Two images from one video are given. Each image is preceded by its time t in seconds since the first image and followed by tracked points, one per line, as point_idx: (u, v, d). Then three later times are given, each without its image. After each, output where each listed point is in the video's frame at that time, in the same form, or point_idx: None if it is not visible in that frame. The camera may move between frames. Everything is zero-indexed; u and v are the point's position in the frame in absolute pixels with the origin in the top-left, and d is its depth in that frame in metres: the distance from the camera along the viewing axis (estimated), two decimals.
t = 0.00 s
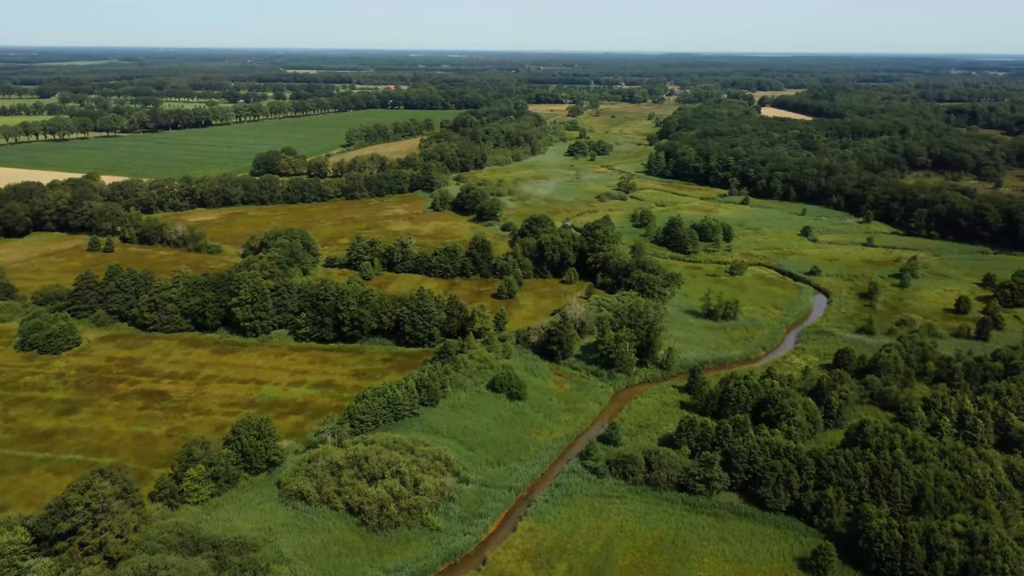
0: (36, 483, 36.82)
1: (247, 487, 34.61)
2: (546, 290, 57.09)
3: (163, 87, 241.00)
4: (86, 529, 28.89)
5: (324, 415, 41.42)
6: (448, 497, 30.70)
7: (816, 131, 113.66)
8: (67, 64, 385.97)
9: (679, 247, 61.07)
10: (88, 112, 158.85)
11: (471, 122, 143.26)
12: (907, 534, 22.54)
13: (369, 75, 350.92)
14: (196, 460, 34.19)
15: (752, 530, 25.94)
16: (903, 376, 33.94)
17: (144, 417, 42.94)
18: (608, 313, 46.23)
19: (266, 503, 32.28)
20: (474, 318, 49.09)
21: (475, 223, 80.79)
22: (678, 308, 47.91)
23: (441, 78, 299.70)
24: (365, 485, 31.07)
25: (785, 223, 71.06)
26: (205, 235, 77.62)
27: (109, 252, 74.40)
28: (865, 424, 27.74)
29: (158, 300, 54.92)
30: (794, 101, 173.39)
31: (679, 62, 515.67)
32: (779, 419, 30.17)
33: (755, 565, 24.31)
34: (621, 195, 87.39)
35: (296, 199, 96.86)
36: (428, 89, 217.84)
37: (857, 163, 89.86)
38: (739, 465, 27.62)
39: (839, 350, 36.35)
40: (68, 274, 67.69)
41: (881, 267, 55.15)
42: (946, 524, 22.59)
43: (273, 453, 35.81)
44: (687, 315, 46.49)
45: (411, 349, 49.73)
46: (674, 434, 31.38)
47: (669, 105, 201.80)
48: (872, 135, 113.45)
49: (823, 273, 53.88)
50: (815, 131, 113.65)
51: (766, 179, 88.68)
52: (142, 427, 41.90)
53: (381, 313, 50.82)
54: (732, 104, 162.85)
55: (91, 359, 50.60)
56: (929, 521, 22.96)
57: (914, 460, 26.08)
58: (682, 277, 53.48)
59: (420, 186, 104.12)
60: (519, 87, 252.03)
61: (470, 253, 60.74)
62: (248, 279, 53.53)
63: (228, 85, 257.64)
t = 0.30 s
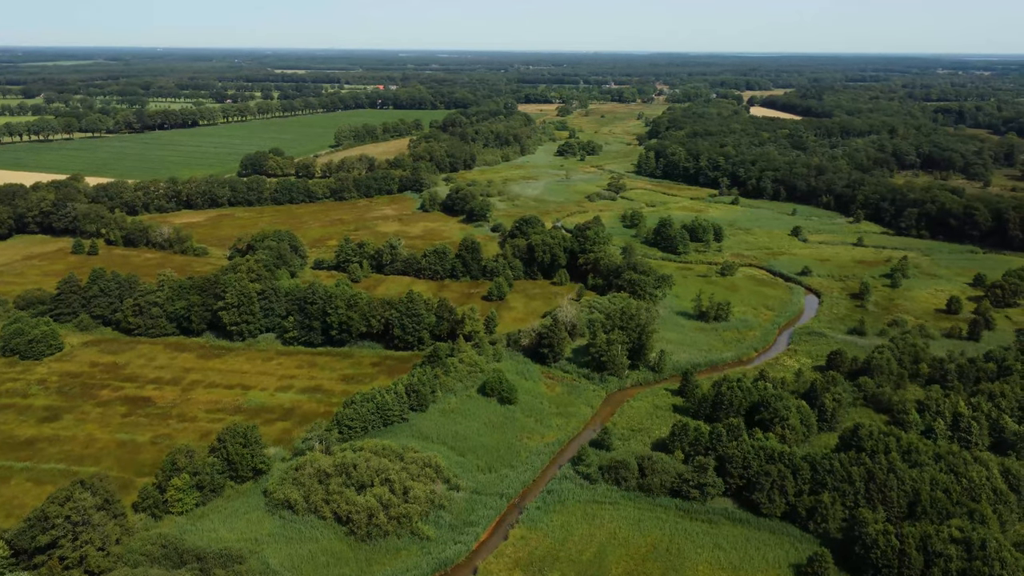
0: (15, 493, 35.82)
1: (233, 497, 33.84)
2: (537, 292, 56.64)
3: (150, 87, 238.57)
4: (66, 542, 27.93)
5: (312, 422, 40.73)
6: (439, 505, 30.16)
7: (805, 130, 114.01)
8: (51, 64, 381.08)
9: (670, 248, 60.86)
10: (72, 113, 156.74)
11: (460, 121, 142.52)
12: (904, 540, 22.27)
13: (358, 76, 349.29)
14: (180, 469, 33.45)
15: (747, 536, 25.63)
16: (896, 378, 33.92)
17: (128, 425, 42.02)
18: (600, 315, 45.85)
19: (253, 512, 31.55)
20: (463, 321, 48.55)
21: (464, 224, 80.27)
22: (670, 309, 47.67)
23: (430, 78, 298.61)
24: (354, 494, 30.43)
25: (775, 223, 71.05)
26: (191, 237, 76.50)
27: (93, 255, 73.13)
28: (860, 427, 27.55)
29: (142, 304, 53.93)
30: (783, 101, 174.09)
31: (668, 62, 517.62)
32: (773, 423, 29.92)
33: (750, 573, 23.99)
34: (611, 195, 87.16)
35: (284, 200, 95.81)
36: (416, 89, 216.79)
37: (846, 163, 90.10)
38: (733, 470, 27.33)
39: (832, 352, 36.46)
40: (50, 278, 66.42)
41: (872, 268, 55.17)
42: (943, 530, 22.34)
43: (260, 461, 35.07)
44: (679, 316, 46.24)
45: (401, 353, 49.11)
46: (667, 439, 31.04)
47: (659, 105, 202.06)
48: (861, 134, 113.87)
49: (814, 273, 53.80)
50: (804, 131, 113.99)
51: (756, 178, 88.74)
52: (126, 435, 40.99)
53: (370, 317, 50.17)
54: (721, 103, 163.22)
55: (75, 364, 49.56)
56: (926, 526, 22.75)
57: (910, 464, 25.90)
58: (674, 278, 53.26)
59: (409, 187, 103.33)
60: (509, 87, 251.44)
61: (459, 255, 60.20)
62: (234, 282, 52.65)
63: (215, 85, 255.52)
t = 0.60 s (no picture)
0: None
1: (218, 506, 33.06)
2: (527, 294, 56.19)
3: (135, 87, 235.84)
4: (44, 557, 27.04)
5: (300, 428, 40.00)
6: (429, 513, 29.61)
7: (794, 130, 114.38)
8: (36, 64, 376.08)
9: (661, 249, 60.61)
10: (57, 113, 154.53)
11: (449, 121, 141.82)
12: (901, 547, 22.03)
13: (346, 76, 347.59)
14: (163, 479, 32.64)
15: (742, 543, 25.34)
16: (889, 380, 33.87)
17: (112, 432, 41.08)
18: (591, 317, 45.49)
19: (239, 523, 30.82)
20: (453, 324, 48.01)
21: (454, 225, 79.73)
22: (661, 311, 47.41)
23: (419, 78, 297.32)
24: (343, 502, 29.79)
25: (766, 223, 71.06)
26: (177, 239, 75.32)
27: (77, 258, 71.82)
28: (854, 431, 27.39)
29: (127, 308, 52.91)
30: (771, 101, 174.83)
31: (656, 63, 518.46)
32: (767, 428, 29.64)
33: None
34: (601, 196, 86.90)
35: (272, 201, 94.71)
36: (405, 89, 215.72)
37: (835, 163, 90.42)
38: (727, 476, 27.05)
39: (825, 354, 36.41)
40: (32, 281, 65.10)
41: (863, 268, 55.19)
42: (940, 536, 22.13)
43: (246, 469, 34.33)
44: (670, 318, 45.97)
45: (390, 357, 48.47)
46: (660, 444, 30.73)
47: (648, 105, 202.32)
48: (849, 134, 114.38)
49: (805, 273, 53.75)
50: (793, 130, 114.37)
51: (746, 178, 88.80)
52: (109, 443, 40.05)
53: (358, 320, 49.47)
54: (710, 103, 163.58)
55: (56, 370, 48.46)
56: (923, 532, 22.52)
57: (906, 469, 25.70)
58: (665, 279, 53.01)
59: (398, 188, 102.53)
60: (498, 87, 250.92)
61: (449, 256, 59.63)
62: (220, 285, 51.80)
63: (202, 85, 253.03)
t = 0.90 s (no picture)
0: None
1: (203, 516, 32.29)
2: (518, 296, 55.72)
3: (121, 87, 233.26)
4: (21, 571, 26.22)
5: (287, 435, 39.29)
6: (419, 522, 29.09)
7: (783, 130, 114.68)
8: (19, 65, 371.19)
9: (652, 250, 60.35)
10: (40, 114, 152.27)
11: (439, 121, 141.06)
12: (898, 554, 21.86)
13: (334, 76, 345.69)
14: (146, 489, 31.81)
15: (737, 551, 25.06)
16: (882, 382, 33.82)
17: (94, 440, 40.13)
18: (583, 320, 45.10)
19: (224, 533, 30.09)
20: (444, 327, 47.45)
21: (444, 226, 79.13)
22: (653, 313, 47.13)
23: (408, 78, 296.01)
24: (331, 512, 29.18)
25: (756, 223, 71.01)
26: (163, 242, 74.17)
27: (60, 261, 70.50)
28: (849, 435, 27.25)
29: (110, 313, 51.87)
30: (760, 100, 175.48)
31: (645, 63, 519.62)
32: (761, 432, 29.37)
33: None
34: (592, 196, 86.58)
35: (259, 203, 93.57)
36: (394, 89, 214.60)
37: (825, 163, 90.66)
38: (722, 482, 26.80)
39: (818, 357, 36.28)
40: (14, 285, 63.78)
41: (854, 268, 55.20)
42: (937, 542, 22.00)
43: (231, 478, 33.60)
44: (662, 320, 45.69)
45: (379, 361, 47.84)
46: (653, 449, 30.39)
47: (638, 105, 202.46)
48: (838, 134, 114.83)
49: (796, 274, 53.67)
50: (782, 130, 114.67)
51: (737, 179, 88.83)
52: (91, 451, 39.10)
53: (347, 324, 48.77)
54: (700, 103, 163.86)
55: (38, 377, 47.37)
56: (919, 538, 22.38)
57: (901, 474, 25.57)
58: (656, 281, 52.74)
59: (387, 189, 101.67)
60: (488, 87, 250.25)
61: (439, 258, 59.06)
62: (206, 289, 50.93)
63: (189, 85, 250.67)
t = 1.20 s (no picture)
0: None
1: (187, 528, 31.46)
2: (508, 298, 55.24)
3: (107, 87, 230.51)
4: None
5: (274, 442, 38.53)
6: (408, 531, 28.50)
7: (772, 130, 114.89)
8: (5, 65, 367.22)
9: (642, 251, 60.07)
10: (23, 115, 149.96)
11: (428, 122, 140.26)
12: (896, 561, 21.80)
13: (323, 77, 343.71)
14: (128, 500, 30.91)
15: (732, 558, 24.77)
16: (875, 385, 33.81)
17: (76, 448, 39.12)
18: (574, 322, 44.69)
19: (208, 545, 29.32)
20: (433, 331, 46.87)
21: (433, 227, 78.49)
22: (644, 315, 46.84)
23: (397, 78, 294.53)
24: (318, 521, 28.50)
25: (746, 224, 70.95)
26: (148, 245, 72.95)
27: (43, 265, 69.13)
28: (843, 440, 27.17)
29: (93, 318, 50.75)
30: (749, 100, 176.09)
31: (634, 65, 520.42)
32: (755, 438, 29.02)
33: None
34: (582, 197, 86.24)
35: (247, 204, 92.38)
36: (383, 90, 213.35)
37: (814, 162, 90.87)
38: (716, 488, 26.58)
39: (811, 359, 36.18)
40: None
41: (845, 268, 55.18)
42: (935, 549, 21.84)
43: (216, 487, 32.80)
44: (653, 322, 45.40)
45: (368, 365, 47.20)
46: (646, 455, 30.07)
47: (627, 105, 202.47)
48: (827, 133, 115.26)
49: (787, 275, 53.56)
50: (771, 130, 114.89)
51: (727, 179, 88.82)
52: (73, 460, 38.10)
53: (335, 328, 48.03)
54: (689, 102, 164.14)
55: (18, 384, 46.20)
56: (917, 545, 22.30)
57: (897, 479, 25.49)
58: (648, 282, 52.44)
59: (376, 190, 100.80)
60: (477, 87, 249.54)
61: (428, 260, 58.45)
62: (191, 293, 50.00)
63: (175, 86, 248.22)
